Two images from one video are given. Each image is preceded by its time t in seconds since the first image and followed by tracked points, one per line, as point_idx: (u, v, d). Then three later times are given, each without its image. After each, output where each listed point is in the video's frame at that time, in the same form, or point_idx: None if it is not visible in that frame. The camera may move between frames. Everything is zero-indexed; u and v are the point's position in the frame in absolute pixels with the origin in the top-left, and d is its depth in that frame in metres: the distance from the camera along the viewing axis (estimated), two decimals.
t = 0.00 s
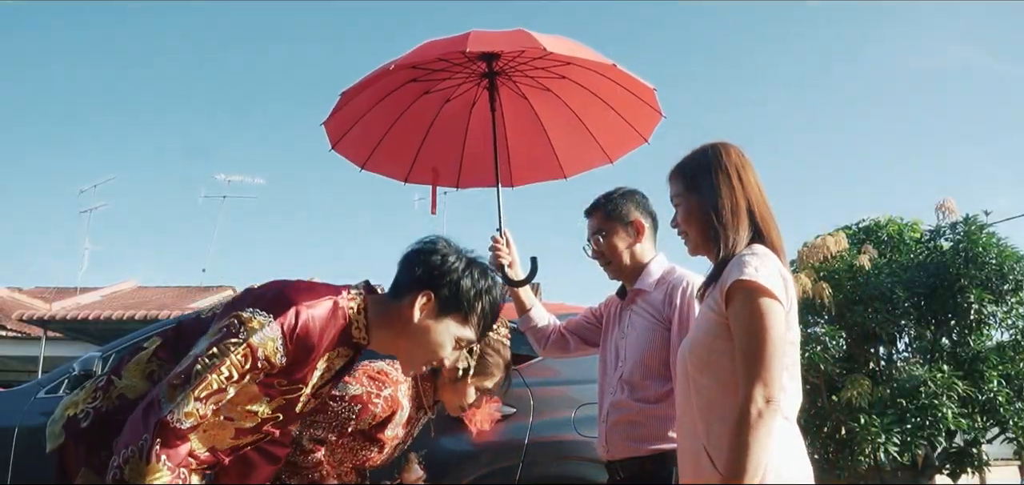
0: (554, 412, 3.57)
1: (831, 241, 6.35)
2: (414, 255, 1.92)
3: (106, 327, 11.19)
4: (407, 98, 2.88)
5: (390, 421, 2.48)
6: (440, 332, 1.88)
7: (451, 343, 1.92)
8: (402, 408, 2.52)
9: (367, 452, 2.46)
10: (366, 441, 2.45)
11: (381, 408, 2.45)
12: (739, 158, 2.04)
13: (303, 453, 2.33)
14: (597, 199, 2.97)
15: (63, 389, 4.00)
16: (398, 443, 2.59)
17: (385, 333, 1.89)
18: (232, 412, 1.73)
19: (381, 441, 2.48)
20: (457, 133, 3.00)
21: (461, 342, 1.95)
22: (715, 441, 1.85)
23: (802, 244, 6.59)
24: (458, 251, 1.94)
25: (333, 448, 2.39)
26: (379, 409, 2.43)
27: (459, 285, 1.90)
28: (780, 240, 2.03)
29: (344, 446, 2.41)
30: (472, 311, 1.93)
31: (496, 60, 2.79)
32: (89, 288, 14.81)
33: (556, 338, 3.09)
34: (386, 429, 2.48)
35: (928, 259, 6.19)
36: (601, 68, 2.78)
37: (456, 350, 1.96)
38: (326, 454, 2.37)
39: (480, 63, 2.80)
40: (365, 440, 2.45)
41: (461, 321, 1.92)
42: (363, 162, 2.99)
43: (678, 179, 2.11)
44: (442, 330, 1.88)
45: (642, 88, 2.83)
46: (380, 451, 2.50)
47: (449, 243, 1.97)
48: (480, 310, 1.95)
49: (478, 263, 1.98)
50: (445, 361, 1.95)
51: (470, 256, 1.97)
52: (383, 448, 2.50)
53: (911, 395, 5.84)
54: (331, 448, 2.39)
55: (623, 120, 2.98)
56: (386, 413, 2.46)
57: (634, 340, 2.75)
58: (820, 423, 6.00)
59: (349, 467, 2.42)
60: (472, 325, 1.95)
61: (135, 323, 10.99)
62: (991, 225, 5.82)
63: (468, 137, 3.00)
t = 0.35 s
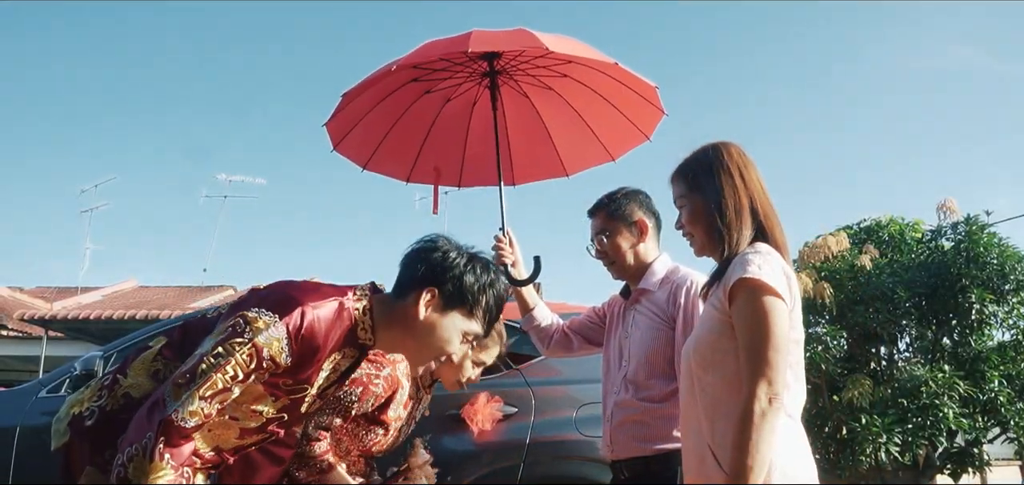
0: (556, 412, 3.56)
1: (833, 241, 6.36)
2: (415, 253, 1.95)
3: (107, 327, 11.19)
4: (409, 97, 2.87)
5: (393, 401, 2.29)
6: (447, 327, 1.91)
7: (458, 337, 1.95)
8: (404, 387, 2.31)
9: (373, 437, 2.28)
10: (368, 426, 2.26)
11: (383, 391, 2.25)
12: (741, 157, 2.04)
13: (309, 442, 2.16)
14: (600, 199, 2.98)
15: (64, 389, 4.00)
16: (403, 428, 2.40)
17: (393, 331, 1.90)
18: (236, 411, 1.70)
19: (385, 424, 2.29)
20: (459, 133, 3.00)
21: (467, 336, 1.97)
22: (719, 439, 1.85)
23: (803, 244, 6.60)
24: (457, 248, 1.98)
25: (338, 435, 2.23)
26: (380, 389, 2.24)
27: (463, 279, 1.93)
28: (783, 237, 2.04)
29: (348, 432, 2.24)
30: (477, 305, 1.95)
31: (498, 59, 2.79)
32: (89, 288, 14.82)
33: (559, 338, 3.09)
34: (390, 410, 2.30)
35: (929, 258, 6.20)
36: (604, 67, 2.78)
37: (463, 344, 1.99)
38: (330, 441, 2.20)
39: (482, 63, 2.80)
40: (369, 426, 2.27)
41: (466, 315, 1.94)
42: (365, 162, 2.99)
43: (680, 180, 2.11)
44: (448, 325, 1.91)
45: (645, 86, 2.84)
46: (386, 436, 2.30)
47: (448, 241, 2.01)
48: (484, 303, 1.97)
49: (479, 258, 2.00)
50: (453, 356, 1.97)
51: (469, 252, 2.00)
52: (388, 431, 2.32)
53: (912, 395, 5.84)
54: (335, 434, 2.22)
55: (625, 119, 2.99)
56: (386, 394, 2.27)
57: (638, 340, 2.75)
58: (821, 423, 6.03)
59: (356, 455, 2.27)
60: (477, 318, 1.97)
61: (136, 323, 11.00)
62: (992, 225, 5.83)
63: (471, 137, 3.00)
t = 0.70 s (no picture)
0: (557, 412, 3.56)
1: (833, 241, 6.37)
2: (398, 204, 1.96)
3: (108, 327, 11.20)
4: (411, 97, 2.87)
5: (391, 376, 2.29)
6: (445, 265, 1.91)
7: (458, 274, 1.93)
8: (399, 361, 2.33)
9: (376, 417, 2.27)
10: (372, 400, 2.25)
11: (378, 363, 2.25)
12: (741, 156, 2.04)
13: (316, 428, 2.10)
14: (605, 199, 2.99)
15: (65, 388, 3.99)
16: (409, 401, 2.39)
17: (392, 281, 1.90)
18: (251, 390, 1.68)
19: (386, 400, 2.28)
20: (462, 132, 2.99)
21: (468, 272, 1.96)
22: (724, 439, 1.85)
23: (804, 244, 6.60)
24: (440, 193, 1.99)
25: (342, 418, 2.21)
26: (377, 363, 2.24)
27: (451, 218, 1.93)
28: (784, 236, 2.03)
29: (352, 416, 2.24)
30: (471, 243, 1.95)
31: (501, 58, 2.79)
32: (90, 288, 14.82)
33: (562, 336, 3.10)
34: (391, 386, 2.29)
35: (930, 258, 6.20)
36: (608, 66, 2.78)
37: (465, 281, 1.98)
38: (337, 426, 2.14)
39: (485, 62, 2.79)
40: (370, 404, 2.25)
41: (462, 250, 1.94)
42: (368, 160, 2.99)
43: (682, 178, 2.11)
44: (446, 263, 1.90)
45: (648, 86, 2.84)
46: (390, 412, 2.30)
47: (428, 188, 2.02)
48: (475, 242, 1.96)
49: (463, 199, 2.01)
50: (457, 296, 1.95)
51: (452, 194, 2.00)
52: (391, 408, 2.30)
53: (913, 395, 5.84)
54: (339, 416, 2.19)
55: (628, 118, 2.99)
56: (383, 368, 2.27)
57: (641, 339, 2.75)
58: (822, 423, 6.03)
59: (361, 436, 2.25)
60: (474, 256, 1.97)
61: (137, 323, 11.00)
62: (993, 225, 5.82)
63: (473, 136, 3.00)
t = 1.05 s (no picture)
0: (557, 412, 3.56)
1: (833, 241, 6.37)
2: (372, 155, 1.91)
3: (109, 327, 11.21)
4: (411, 93, 2.88)
5: (385, 355, 2.32)
6: (430, 202, 1.84)
7: (444, 209, 1.87)
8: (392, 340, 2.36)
9: (376, 396, 2.29)
10: (371, 381, 2.27)
11: (370, 344, 2.28)
12: (750, 157, 2.04)
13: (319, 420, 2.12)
14: (609, 197, 2.99)
15: (65, 389, 3.99)
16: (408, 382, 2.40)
17: (381, 231, 1.83)
18: (265, 363, 1.62)
19: (385, 380, 2.30)
20: (462, 129, 2.99)
21: (451, 205, 1.89)
22: (727, 439, 1.85)
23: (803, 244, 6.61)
24: (407, 134, 1.93)
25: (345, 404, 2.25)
26: (369, 344, 2.27)
27: (424, 154, 1.87)
28: (786, 237, 2.03)
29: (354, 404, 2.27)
30: (449, 176, 1.88)
31: (500, 54, 2.80)
32: (90, 289, 14.82)
33: (561, 332, 3.10)
34: (387, 366, 2.32)
35: (930, 258, 6.20)
36: (606, 62, 2.78)
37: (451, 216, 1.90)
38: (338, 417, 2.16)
39: (484, 58, 2.81)
40: (370, 387, 2.28)
41: (441, 183, 1.87)
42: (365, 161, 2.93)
43: (689, 175, 2.11)
44: (428, 198, 1.84)
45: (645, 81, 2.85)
46: (391, 393, 2.32)
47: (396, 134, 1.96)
48: (456, 177, 1.90)
49: (433, 137, 1.94)
50: (448, 232, 1.89)
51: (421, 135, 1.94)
52: (391, 388, 2.33)
53: (913, 395, 5.85)
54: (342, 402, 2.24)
55: (627, 114, 3.00)
56: (376, 349, 2.30)
57: (643, 339, 2.75)
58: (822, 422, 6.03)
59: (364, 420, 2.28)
60: (456, 190, 1.90)
61: (138, 323, 11.00)
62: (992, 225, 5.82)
63: (473, 133, 2.99)
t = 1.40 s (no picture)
0: (557, 412, 3.56)
1: (834, 241, 6.36)
2: (332, 111, 1.87)
3: (110, 328, 11.21)
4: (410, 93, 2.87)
5: (377, 340, 2.35)
6: (397, 142, 1.82)
7: (411, 147, 1.85)
8: (381, 324, 2.40)
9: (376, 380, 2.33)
10: (368, 367, 2.32)
11: (361, 332, 2.32)
12: (759, 157, 2.04)
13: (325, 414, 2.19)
14: (612, 195, 3.00)
15: (66, 389, 3.99)
16: (402, 364, 2.46)
17: (359, 183, 1.81)
18: (279, 332, 1.60)
19: (382, 365, 2.35)
20: (463, 128, 3.00)
21: (419, 143, 1.86)
22: (730, 438, 1.85)
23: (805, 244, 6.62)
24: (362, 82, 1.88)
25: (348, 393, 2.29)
26: (359, 330, 2.31)
27: (384, 96, 1.83)
28: (794, 238, 2.03)
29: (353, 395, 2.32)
30: (411, 113, 1.84)
31: (500, 53, 2.80)
32: (90, 289, 14.83)
33: (560, 329, 3.09)
34: (381, 350, 2.36)
35: (931, 258, 6.19)
36: (603, 59, 2.79)
37: (422, 154, 1.88)
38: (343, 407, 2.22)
39: (483, 56, 2.81)
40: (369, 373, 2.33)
41: (404, 122, 1.83)
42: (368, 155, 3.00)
43: (696, 173, 2.11)
44: (395, 140, 1.82)
45: (642, 79, 2.85)
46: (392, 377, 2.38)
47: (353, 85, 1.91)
48: (421, 115, 1.86)
49: (388, 80, 1.90)
50: (420, 170, 1.87)
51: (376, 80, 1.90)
52: (390, 372, 2.38)
53: (914, 395, 5.86)
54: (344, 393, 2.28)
55: (627, 113, 2.99)
56: (368, 336, 2.33)
57: (643, 338, 2.75)
58: (823, 423, 6.03)
59: (370, 406, 2.32)
60: (422, 127, 1.87)
61: (138, 323, 11.00)
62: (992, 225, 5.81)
63: (473, 131, 3.00)
